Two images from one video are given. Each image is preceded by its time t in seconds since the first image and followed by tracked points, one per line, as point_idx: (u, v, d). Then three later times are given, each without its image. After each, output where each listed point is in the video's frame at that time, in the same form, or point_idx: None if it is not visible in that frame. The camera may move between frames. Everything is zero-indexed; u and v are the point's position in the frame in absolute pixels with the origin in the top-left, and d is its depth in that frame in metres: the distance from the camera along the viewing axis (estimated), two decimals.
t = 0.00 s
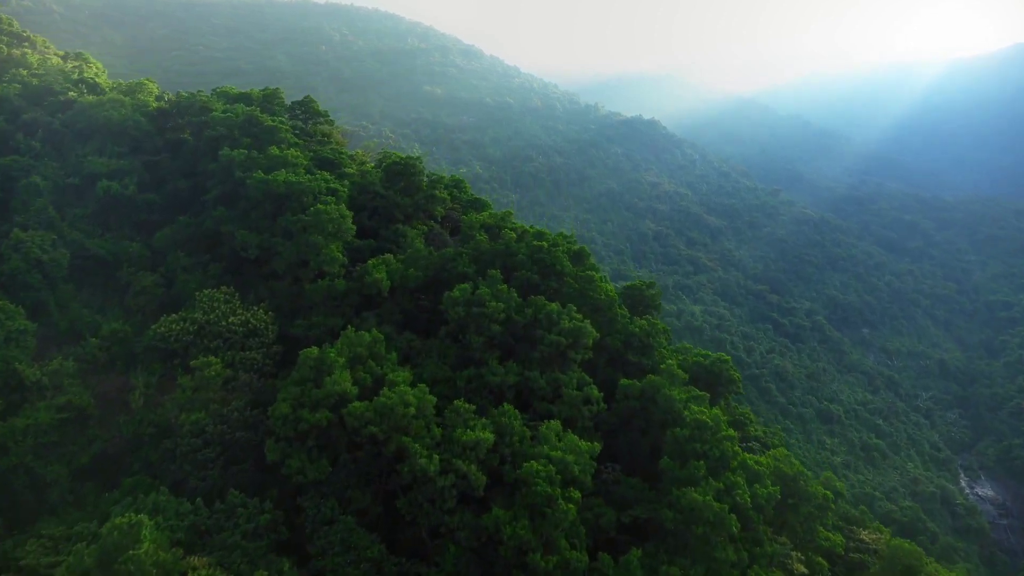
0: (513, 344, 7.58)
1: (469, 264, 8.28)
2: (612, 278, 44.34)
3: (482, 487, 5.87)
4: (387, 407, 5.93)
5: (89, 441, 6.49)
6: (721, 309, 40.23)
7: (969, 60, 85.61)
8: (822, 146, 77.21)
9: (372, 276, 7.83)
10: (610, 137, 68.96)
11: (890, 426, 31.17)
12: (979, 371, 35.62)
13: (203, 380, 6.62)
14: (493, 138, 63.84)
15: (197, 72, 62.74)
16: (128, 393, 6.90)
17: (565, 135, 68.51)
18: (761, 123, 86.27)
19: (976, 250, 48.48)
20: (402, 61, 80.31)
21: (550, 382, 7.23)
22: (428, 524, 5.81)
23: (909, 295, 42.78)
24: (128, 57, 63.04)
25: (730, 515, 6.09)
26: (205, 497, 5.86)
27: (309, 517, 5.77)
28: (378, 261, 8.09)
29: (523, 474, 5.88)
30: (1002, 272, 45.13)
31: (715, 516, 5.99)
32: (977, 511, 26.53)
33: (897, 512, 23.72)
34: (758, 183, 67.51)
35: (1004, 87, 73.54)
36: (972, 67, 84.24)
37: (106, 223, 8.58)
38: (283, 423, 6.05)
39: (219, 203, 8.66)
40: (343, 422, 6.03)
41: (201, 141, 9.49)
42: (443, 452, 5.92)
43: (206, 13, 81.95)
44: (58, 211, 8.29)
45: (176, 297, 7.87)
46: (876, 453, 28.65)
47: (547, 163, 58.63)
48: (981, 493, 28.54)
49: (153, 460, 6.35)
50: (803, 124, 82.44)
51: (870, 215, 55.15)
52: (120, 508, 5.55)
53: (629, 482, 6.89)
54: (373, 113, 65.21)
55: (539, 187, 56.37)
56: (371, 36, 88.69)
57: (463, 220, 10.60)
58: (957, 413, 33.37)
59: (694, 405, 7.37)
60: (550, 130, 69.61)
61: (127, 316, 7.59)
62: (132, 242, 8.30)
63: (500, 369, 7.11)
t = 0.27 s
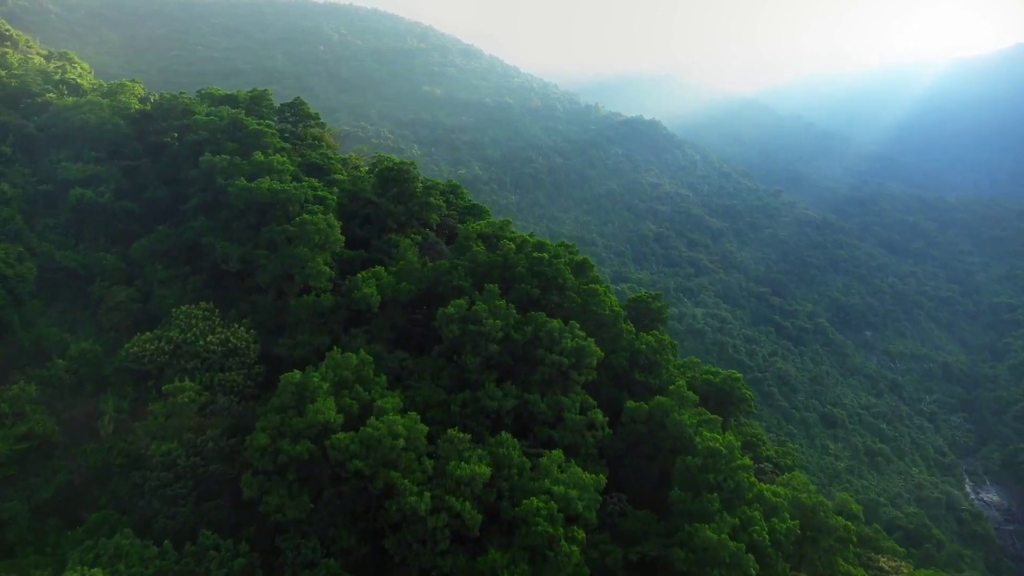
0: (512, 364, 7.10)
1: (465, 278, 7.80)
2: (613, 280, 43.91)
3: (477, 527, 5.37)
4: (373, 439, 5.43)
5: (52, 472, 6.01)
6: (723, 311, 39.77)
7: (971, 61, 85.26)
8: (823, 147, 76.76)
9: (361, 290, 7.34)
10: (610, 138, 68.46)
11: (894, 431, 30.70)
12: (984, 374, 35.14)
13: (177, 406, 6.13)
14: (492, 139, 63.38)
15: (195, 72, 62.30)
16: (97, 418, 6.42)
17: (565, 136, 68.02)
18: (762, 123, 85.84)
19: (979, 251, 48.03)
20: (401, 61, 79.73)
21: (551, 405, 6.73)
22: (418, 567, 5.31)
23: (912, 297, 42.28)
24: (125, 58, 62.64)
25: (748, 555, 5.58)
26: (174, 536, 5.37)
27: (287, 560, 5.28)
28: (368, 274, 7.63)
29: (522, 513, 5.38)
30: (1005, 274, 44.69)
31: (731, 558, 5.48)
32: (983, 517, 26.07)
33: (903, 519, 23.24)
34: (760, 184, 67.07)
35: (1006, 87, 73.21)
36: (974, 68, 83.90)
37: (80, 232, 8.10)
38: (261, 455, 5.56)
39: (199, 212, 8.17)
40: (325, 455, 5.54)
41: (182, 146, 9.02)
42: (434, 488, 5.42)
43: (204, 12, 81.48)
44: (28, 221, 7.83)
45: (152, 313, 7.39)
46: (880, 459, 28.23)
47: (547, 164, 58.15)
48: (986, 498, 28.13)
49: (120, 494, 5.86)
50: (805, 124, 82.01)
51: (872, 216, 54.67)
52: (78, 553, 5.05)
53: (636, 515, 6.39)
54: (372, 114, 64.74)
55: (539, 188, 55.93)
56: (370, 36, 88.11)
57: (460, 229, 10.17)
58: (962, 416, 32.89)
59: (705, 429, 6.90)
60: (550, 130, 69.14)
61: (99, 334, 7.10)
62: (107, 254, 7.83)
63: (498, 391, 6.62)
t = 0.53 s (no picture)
0: (511, 383, 6.68)
1: (462, 290, 7.40)
2: (613, 282, 43.53)
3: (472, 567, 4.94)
4: (359, 471, 5.00)
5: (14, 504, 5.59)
6: (724, 313, 39.39)
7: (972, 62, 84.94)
8: (825, 147, 76.36)
9: (351, 305, 6.95)
10: (611, 138, 68.05)
11: (898, 434, 30.26)
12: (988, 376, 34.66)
13: (151, 432, 5.72)
14: (492, 139, 62.99)
15: (193, 72, 61.94)
16: (66, 443, 6.02)
17: (565, 137, 67.61)
18: (763, 124, 85.48)
19: (983, 252, 47.58)
20: (401, 61, 79.25)
21: (552, 429, 6.31)
22: None
23: (915, 298, 41.82)
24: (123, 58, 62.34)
25: None
26: None
27: None
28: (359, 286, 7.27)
29: (520, 552, 4.95)
30: (1009, 275, 44.25)
31: None
32: (988, 522, 25.65)
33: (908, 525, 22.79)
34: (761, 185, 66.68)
35: (1008, 87, 72.89)
36: (976, 68, 83.56)
37: (54, 241, 7.70)
38: (240, 487, 5.14)
39: (181, 221, 7.77)
40: (307, 487, 5.11)
41: (165, 150, 8.62)
42: (425, 524, 4.99)
43: (202, 12, 81.13)
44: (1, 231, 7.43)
45: (128, 328, 6.98)
46: (884, 463, 27.73)
47: (547, 165, 57.80)
48: (991, 503, 27.73)
49: (88, 528, 5.44)
50: (806, 125, 81.66)
51: (874, 217, 54.25)
52: None
53: (644, 548, 5.94)
54: (370, 114, 64.27)
55: (539, 189, 55.50)
56: (369, 36, 87.67)
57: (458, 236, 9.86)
58: (966, 419, 32.41)
59: (718, 455, 6.46)
60: (550, 131, 68.74)
61: (72, 351, 6.69)
62: (82, 265, 7.42)
63: (496, 413, 6.21)
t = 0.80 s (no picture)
0: (509, 405, 6.26)
1: (458, 303, 6.97)
2: (614, 284, 43.12)
3: None
4: (343, 509, 4.57)
5: None
6: (726, 315, 38.99)
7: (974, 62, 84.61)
8: (826, 147, 75.98)
9: (340, 320, 6.54)
10: (611, 138, 67.66)
11: (901, 438, 29.88)
12: (992, 379, 34.29)
13: (119, 462, 5.28)
14: (491, 139, 62.63)
15: (191, 72, 61.60)
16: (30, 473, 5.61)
17: (565, 137, 67.22)
18: (764, 124, 85.09)
19: (986, 253, 47.22)
20: (400, 61, 78.77)
21: (554, 455, 5.87)
22: None
23: (918, 300, 41.44)
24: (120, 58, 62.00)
25: None
26: None
27: None
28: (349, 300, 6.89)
29: None
30: (1012, 276, 43.88)
31: None
32: (993, 527, 25.31)
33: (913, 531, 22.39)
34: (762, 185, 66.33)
35: (1009, 87, 72.60)
36: (977, 68, 83.24)
37: (27, 251, 7.33)
38: (214, 525, 4.72)
39: (160, 231, 7.38)
40: (286, 527, 4.68)
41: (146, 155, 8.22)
42: (415, 567, 4.57)
43: (200, 11, 80.67)
44: None
45: (101, 346, 6.57)
46: (888, 467, 27.31)
47: (548, 166, 57.46)
48: (996, 508, 27.39)
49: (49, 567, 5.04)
50: (807, 125, 81.35)
51: (876, 218, 53.83)
52: None
53: None
54: (369, 114, 63.84)
55: (539, 190, 55.08)
56: (368, 35, 87.22)
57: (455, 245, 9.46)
58: (970, 422, 32.06)
59: (732, 483, 6.02)
60: (550, 131, 68.34)
61: (40, 371, 6.28)
62: (55, 278, 7.02)
63: (493, 439, 5.78)
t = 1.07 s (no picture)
0: (508, 436, 5.78)
1: (453, 323, 6.49)
2: (615, 286, 42.66)
3: None
4: (319, 566, 4.05)
5: None
6: (728, 318, 38.53)
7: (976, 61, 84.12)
8: (828, 148, 75.53)
9: (325, 342, 6.07)
10: (611, 139, 67.31)
11: (906, 443, 29.40)
12: (997, 382, 33.80)
13: (72, 507, 4.73)
14: (491, 140, 62.28)
15: (189, 73, 61.23)
16: None
17: (565, 138, 66.81)
18: (766, 124, 84.60)
19: (989, 255, 46.81)
20: (398, 61, 78.21)
21: (556, 491, 5.37)
22: None
23: (921, 302, 41.03)
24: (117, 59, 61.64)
25: None
26: None
27: None
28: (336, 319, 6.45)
29: None
30: (1016, 278, 43.42)
31: None
32: (1000, 534, 24.84)
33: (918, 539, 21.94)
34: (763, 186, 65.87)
35: (1011, 87, 72.24)
36: (979, 67, 82.78)
37: None
38: None
39: (131, 244, 6.97)
40: None
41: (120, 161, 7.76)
42: None
43: (197, 11, 80.13)
44: None
45: (66, 372, 6.10)
46: (892, 473, 26.89)
47: (548, 167, 57.17)
48: (1002, 514, 26.94)
49: None
50: (808, 125, 80.98)
51: (879, 219, 53.36)
52: None
53: None
54: (368, 115, 63.41)
55: (539, 191, 54.65)
56: (366, 35, 86.67)
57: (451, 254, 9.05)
58: (975, 426, 31.61)
59: (749, 521, 5.58)
60: (550, 132, 67.94)
61: None
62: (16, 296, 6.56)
63: (488, 475, 5.30)
